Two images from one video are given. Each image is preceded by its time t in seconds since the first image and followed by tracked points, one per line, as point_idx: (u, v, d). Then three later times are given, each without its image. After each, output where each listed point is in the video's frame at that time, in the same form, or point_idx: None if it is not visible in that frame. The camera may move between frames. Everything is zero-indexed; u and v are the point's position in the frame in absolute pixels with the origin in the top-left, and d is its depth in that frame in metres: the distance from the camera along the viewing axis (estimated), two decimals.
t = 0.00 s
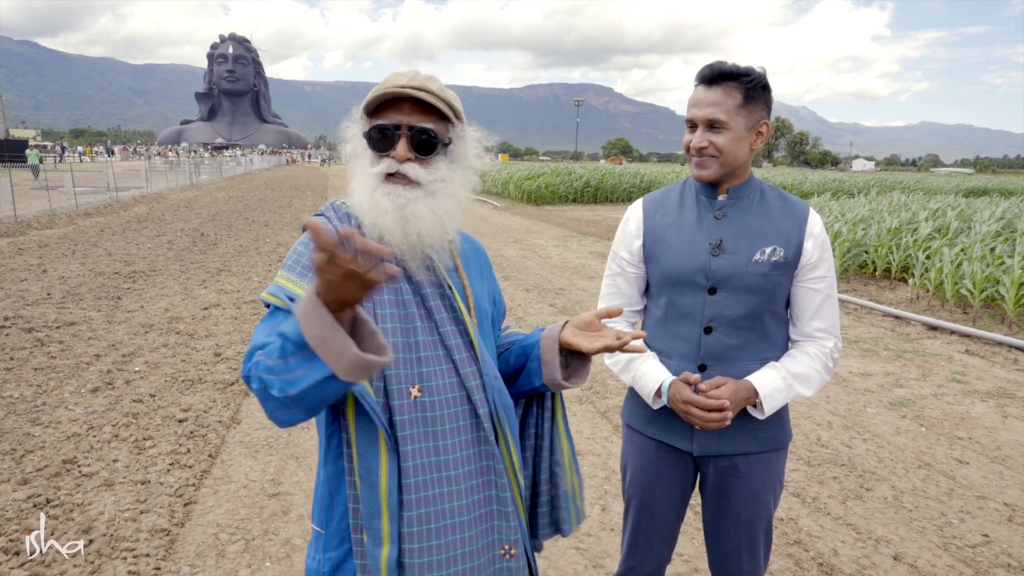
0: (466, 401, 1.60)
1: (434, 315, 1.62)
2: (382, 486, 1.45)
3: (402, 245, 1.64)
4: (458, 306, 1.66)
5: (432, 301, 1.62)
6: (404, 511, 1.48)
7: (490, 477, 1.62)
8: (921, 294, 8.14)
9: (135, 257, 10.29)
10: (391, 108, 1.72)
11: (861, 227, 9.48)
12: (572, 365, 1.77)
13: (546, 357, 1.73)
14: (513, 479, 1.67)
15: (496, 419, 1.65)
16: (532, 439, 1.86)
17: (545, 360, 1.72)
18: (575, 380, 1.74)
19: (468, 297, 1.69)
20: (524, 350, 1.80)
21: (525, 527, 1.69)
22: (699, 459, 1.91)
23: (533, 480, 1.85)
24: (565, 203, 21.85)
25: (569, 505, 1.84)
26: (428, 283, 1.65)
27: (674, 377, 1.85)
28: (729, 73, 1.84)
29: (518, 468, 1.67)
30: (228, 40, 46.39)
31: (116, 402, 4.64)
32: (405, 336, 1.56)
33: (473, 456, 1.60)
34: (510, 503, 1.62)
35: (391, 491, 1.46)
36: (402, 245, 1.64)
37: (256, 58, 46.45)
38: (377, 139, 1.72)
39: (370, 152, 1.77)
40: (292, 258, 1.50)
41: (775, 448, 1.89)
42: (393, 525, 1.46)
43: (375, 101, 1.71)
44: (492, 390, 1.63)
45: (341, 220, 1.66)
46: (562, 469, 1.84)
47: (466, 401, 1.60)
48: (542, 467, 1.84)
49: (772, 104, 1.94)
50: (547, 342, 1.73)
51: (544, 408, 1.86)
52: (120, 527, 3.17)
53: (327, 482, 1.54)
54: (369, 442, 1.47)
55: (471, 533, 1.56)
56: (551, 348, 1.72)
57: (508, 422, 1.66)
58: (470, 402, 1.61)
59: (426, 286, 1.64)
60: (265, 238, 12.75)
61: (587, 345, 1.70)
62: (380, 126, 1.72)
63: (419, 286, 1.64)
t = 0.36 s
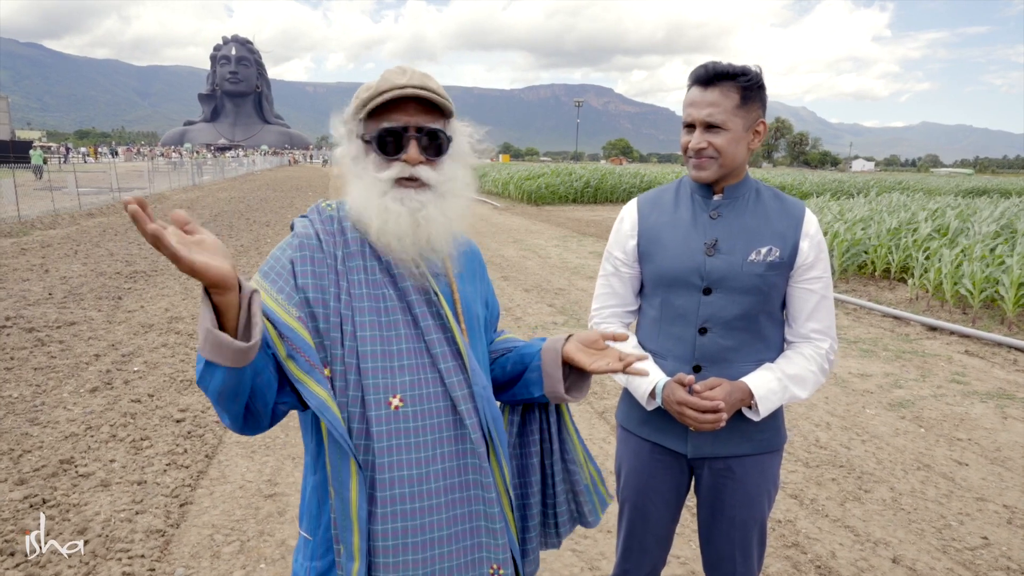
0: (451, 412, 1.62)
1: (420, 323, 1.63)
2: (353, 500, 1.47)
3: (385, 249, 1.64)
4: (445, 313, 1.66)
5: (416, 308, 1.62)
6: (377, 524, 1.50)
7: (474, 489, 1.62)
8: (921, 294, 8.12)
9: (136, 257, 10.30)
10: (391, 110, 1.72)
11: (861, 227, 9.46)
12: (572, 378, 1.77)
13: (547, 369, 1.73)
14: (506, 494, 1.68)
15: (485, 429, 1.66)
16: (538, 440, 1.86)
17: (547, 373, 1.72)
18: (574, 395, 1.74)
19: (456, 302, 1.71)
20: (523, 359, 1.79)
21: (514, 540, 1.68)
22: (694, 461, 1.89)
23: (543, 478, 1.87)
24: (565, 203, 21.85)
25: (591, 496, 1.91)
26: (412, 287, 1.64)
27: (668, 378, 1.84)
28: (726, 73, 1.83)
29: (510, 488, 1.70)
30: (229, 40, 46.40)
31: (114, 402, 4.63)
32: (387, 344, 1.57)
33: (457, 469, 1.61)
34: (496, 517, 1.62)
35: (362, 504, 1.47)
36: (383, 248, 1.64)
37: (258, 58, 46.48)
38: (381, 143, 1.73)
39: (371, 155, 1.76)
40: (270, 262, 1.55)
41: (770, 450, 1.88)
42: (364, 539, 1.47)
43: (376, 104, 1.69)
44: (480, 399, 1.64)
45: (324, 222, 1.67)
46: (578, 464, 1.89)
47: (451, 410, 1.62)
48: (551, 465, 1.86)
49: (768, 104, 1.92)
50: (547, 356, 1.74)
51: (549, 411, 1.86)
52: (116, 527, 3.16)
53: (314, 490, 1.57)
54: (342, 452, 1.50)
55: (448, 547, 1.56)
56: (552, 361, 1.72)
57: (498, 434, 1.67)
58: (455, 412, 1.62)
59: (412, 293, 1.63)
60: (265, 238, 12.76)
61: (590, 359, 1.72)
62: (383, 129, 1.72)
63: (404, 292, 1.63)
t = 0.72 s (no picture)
0: (446, 413, 1.62)
1: (412, 325, 1.62)
2: (349, 505, 1.47)
3: (376, 248, 1.63)
4: (437, 314, 1.65)
5: (408, 308, 1.61)
6: (374, 529, 1.50)
7: (471, 492, 1.63)
8: (925, 295, 8.08)
9: (142, 256, 10.34)
10: (433, 109, 1.75)
11: (866, 228, 9.41)
12: (554, 391, 1.78)
13: (527, 378, 1.74)
14: (502, 497, 1.69)
15: (481, 431, 1.66)
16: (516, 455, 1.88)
17: (527, 381, 1.73)
18: (554, 409, 1.74)
19: (448, 301, 1.73)
20: (510, 365, 1.83)
21: (513, 542, 1.68)
22: (692, 463, 1.88)
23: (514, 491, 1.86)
24: (569, 203, 21.84)
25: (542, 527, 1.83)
26: (404, 288, 1.62)
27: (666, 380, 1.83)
28: (726, 72, 1.81)
29: (506, 491, 1.70)
30: (235, 40, 46.51)
31: (117, 400, 4.64)
32: (380, 347, 1.57)
33: (453, 472, 1.62)
34: (493, 519, 1.62)
35: (358, 510, 1.47)
36: (375, 246, 1.63)
37: (263, 59, 46.60)
38: (430, 142, 1.75)
39: (416, 155, 1.74)
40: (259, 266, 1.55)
41: (768, 453, 1.87)
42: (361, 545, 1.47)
43: (426, 103, 1.72)
44: (474, 401, 1.64)
45: (314, 224, 1.66)
46: (539, 493, 1.84)
47: (445, 412, 1.62)
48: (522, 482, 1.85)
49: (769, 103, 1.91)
50: (528, 364, 1.75)
51: (529, 429, 1.88)
52: (116, 526, 3.17)
53: (309, 496, 1.58)
54: (336, 457, 1.50)
55: (447, 550, 1.56)
56: (532, 370, 1.74)
57: (494, 435, 1.67)
58: (450, 414, 1.63)
59: (403, 294, 1.62)
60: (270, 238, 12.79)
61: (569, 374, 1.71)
62: (431, 127, 1.75)
63: (395, 292, 1.62)
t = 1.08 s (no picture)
0: (455, 409, 1.65)
1: (418, 323, 1.63)
2: (367, 504, 1.47)
3: (379, 247, 1.64)
4: (442, 311, 1.67)
5: (414, 306, 1.63)
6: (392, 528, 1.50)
7: (481, 486, 1.66)
8: (933, 296, 8.02)
9: (151, 256, 10.40)
10: (441, 112, 1.76)
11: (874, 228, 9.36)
12: (546, 388, 1.81)
13: (520, 376, 1.78)
14: (509, 493, 1.71)
15: (486, 426, 1.69)
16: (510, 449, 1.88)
17: (520, 379, 1.76)
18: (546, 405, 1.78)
19: (449, 298, 1.74)
20: (504, 362, 1.85)
21: (521, 535, 1.73)
22: (694, 465, 1.87)
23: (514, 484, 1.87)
24: (576, 204, 21.83)
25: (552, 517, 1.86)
26: (409, 286, 1.64)
27: (668, 381, 1.82)
28: (727, 71, 1.80)
29: (512, 485, 1.73)
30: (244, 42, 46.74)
31: (124, 399, 4.66)
32: (390, 346, 1.57)
33: (464, 467, 1.64)
34: (504, 511, 1.66)
35: (377, 509, 1.47)
36: (378, 245, 1.64)
37: (272, 60, 46.79)
38: (437, 144, 1.76)
39: (423, 156, 1.74)
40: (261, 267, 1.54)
41: (771, 455, 1.85)
42: (381, 544, 1.48)
43: (436, 106, 1.73)
44: (481, 397, 1.68)
45: (315, 224, 1.64)
46: (543, 485, 1.84)
47: (454, 409, 1.64)
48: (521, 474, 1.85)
49: (770, 103, 1.89)
50: (520, 362, 1.79)
51: (522, 423, 1.88)
52: (121, 524, 3.18)
53: (316, 500, 1.57)
54: (351, 457, 1.49)
55: (463, 545, 1.59)
56: (523, 368, 1.77)
57: (502, 434, 1.72)
58: (458, 410, 1.65)
59: (408, 291, 1.63)
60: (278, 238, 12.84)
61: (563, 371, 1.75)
62: (438, 130, 1.76)
63: (400, 289, 1.63)
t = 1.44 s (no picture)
0: (454, 409, 1.63)
1: (419, 323, 1.62)
2: (369, 503, 1.46)
3: (381, 247, 1.62)
4: (443, 311, 1.65)
5: (415, 307, 1.61)
6: (393, 527, 1.50)
7: (476, 484, 1.66)
8: (943, 297, 7.95)
9: (158, 256, 10.44)
10: (445, 118, 1.73)
11: (883, 229, 9.29)
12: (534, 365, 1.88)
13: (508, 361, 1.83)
14: (504, 490, 1.71)
15: (484, 426, 1.69)
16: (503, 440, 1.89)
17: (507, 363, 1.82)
18: (541, 379, 1.86)
19: (449, 299, 1.73)
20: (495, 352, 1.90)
21: (513, 534, 1.73)
22: (698, 468, 1.85)
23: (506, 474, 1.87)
24: (582, 204, 21.78)
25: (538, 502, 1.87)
26: (409, 286, 1.62)
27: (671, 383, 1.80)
28: (728, 69, 1.78)
29: (508, 483, 1.73)
30: (252, 43, 46.92)
31: (129, 399, 4.67)
32: (392, 345, 1.56)
33: (462, 465, 1.64)
34: (498, 510, 1.66)
35: (379, 509, 1.47)
36: (379, 246, 1.62)
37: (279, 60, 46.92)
38: (440, 151, 1.75)
39: (425, 164, 1.73)
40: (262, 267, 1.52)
41: (776, 459, 1.83)
42: (383, 543, 1.47)
43: (438, 113, 1.70)
44: (480, 397, 1.67)
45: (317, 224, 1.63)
46: (533, 471, 1.86)
47: (454, 409, 1.63)
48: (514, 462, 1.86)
49: (772, 104, 1.87)
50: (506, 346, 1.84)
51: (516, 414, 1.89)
52: (125, 524, 3.19)
53: (318, 499, 1.55)
54: (353, 457, 1.48)
55: (461, 543, 1.59)
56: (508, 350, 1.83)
57: (497, 432, 1.70)
58: (457, 410, 1.64)
59: (409, 291, 1.62)
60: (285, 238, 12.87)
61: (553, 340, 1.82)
62: (441, 136, 1.74)
63: (402, 290, 1.61)
